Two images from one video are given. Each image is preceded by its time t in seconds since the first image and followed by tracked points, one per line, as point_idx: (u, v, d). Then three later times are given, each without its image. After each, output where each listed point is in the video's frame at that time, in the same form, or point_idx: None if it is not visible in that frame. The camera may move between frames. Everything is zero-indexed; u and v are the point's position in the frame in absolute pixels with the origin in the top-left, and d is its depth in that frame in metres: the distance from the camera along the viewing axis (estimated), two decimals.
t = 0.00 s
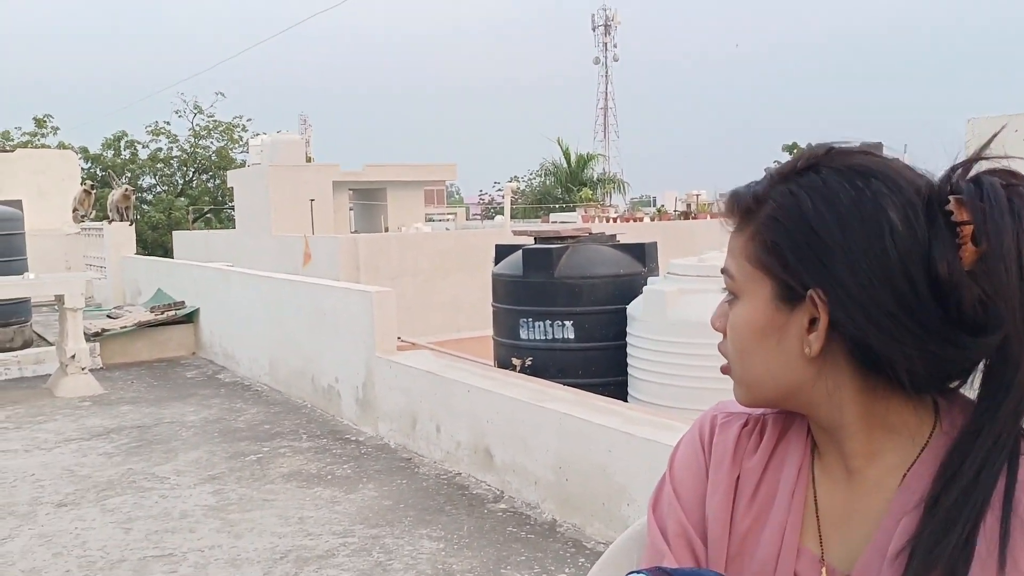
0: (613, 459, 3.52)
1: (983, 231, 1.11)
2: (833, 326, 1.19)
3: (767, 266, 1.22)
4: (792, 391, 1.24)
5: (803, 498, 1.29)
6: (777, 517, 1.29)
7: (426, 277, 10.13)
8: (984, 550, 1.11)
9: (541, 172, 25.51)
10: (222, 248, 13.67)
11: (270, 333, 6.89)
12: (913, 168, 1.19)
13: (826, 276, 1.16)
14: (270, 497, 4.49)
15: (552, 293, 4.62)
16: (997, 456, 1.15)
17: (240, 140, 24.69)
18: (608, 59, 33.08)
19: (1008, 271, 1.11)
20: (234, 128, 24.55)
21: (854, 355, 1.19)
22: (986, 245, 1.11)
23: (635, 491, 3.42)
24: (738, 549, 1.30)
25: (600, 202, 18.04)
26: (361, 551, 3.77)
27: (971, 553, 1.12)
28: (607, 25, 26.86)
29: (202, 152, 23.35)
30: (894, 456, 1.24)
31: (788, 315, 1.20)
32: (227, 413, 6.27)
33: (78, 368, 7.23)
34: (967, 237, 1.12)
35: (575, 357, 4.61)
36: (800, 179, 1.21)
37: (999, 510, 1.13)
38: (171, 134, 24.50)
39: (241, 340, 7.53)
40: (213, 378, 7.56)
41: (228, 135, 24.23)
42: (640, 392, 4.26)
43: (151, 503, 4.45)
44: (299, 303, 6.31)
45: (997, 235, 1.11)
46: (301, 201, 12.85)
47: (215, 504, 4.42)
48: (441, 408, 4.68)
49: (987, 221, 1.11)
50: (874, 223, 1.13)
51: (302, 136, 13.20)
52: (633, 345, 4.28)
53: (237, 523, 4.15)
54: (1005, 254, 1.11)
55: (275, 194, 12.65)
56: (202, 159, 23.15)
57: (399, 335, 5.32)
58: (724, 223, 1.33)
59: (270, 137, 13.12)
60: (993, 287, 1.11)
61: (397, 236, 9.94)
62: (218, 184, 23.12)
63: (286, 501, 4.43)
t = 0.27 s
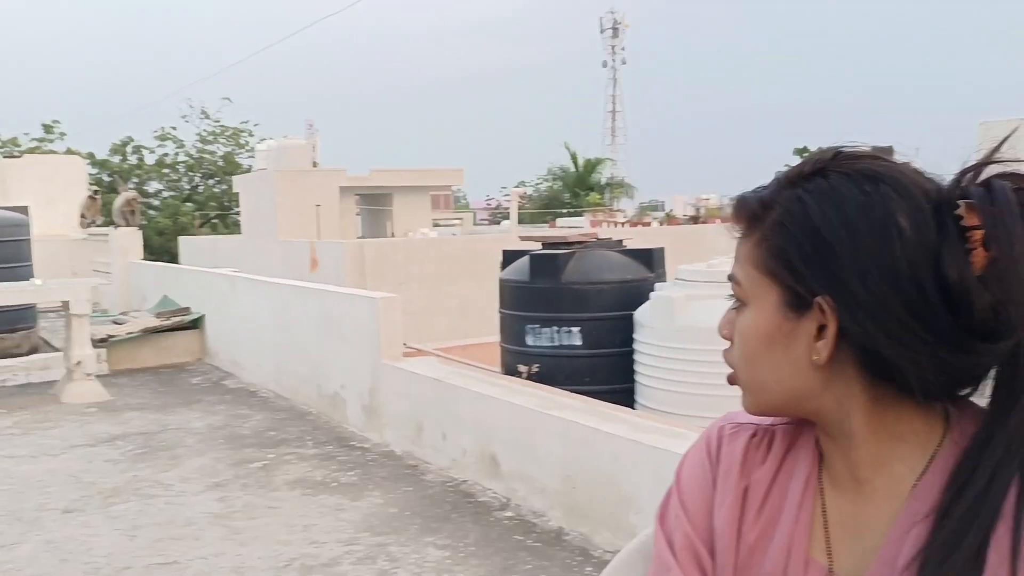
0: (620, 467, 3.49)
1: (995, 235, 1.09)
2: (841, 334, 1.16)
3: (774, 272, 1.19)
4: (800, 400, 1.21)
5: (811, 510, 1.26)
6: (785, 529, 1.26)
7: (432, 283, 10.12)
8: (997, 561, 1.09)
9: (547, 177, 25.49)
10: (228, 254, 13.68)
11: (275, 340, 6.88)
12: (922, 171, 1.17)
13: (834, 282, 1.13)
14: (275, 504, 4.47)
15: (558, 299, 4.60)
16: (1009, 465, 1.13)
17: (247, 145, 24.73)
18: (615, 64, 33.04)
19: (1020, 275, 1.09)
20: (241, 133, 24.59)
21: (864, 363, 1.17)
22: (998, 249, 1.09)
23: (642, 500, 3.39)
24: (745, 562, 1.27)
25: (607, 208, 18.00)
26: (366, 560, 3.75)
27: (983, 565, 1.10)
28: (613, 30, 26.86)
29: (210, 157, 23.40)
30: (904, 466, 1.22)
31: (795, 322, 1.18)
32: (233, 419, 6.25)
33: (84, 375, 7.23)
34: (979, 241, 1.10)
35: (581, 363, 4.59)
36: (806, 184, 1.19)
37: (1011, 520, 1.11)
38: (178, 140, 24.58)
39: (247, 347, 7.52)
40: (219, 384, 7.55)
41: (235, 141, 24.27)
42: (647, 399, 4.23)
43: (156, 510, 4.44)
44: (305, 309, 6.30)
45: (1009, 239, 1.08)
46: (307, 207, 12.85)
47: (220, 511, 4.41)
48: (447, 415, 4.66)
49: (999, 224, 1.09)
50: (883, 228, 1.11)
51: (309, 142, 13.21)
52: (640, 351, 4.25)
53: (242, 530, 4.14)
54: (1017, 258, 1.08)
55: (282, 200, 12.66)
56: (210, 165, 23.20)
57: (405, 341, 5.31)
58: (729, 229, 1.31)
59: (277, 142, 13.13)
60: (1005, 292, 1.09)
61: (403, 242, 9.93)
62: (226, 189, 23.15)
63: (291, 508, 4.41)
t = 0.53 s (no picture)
0: (630, 477, 3.48)
1: (1000, 249, 1.09)
2: (846, 350, 1.16)
3: (778, 289, 1.20)
4: (806, 417, 1.21)
5: (818, 526, 1.26)
6: (792, 547, 1.26)
7: (444, 292, 10.13)
8: None
9: (558, 185, 25.51)
10: (241, 264, 13.75)
11: (287, 349, 6.91)
12: (925, 187, 1.17)
13: (839, 299, 1.14)
14: (286, 514, 4.49)
15: (568, 308, 4.60)
16: (1016, 480, 1.12)
17: (260, 155, 24.87)
18: (627, 72, 33.04)
19: None
20: (254, 143, 24.73)
21: (869, 379, 1.17)
22: (1003, 264, 1.09)
23: (652, 510, 3.39)
24: None
25: (618, 216, 18.00)
26: (376, 570, 3.76)
27: None
28: (624, 38, 26.88)
29: (223, 167, 23.54)
30: (910, 482, 1.22)
31: (800, 338, 1.18)
32: (245, 429, 6.28)
33: (98, 385, 7.28)
34: (984, 255, 1.10)
35: (591, 373, 4.58)
36: (810, 201, 1.19)
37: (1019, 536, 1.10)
38: (192, 150, 24.75)
39: (259, 356, 7.55)
40: (231, 394, 7.58)
41: (248, 151, 24.40)
42: (657, 409, 4.22)
43: (168, 520, 4.46)
44: (316, 319, 6.32)
45: (1015, 254, 1.08)
46: (319, 216, 12.91)
47: (231, 521, 4.42)
48: (457, 425, 4.67)
49: (1004, 239, 1.09)
50: (887, 245, 1.12)
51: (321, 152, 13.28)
52: (650, 360, 4.25)
53: (253, 541, 4.15)
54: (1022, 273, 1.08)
55: (294, 209, 12.72)
56: (223, 175, 23.33)
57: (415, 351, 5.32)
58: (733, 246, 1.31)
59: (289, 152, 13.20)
60: (1010, 306, 1.09)
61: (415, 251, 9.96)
62: (238, 199, 23.28)
63: (302, 518, 4.42)
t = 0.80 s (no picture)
0: (638, 480, 3.50)
1: (992, 251, 1.10)
2: (842, 351, 1.16)
3: (774, 291, 1.21)
4: (803, 419, 1.21)
5: (815, 528, 1.25)
6: (790, 549, 1.25)
7: (454, 297, 10.18)
8: None
9: (568, 190, 25.56)
10: (253, 269, 13.84)
11: (298, 354, 6.95)
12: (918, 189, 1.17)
13: (834, 300, 1.14)
14: (297, 517, 4.52)
15: (576, 312, 4.62)
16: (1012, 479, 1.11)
17: (271, 162, 25.02)
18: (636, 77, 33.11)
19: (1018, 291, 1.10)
20: (266, 150, 24.88)
21: (865, 379, 1.17)
22: (995, 265, 1.10)
23: (659, 512, 3.40)
24: None
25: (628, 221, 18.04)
26: (385, 573, 3.78)
27: None
28: (632, 43, 26.95)
29: (235, 174, 23.69)
30: (908, 482, 1.20)
31: (797, 339, 1.18)
32: (256, 433, 6.32)
33: (111, 390, 7.34)
34: (976, 256, 1.11)
35: (600, 377, 4.60)
36: (804, 204, 1.20)
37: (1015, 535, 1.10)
38: (204, 157, 24.92)
39: (270, 361, 7.60)
40: (242, 399, 7.63)
41: (259, 158, 24.55)
42: (664, 412, 4.23)
43: (180, 523, 4.50)
44: (326, 324, 6.36)
45: (1006, 255, 1.09)
46: (331, 222, 12.98)
47: (242, 524, 4.45)
48: (466, 429, 4.69)
49: (995, 240, 1.10)
50: (881, 245, 1.12)
51: (332, 158, 13.36)
52: (658, 364, 4.26)
53: (264, 544, 4.18)
54: (1014, 274, 1.09)
55: (305, 216, 12.79)
56: (235, 182, 23.48)
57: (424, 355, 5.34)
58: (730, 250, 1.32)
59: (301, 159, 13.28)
60: (1003, 307, 1.10)
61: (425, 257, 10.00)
62: (250, 206, 23.42)
63: (312, 521, 4.45)
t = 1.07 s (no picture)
0: (585, 478, 3.52)
1: (924, 248, 1.13)
2: (782, 347, 1.19)
3: (716, 288, 1.23)
4: (744, 414, 1.23)
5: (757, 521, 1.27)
6: (732, 542, 1.27)
7: (404, 296, 10.13)
8: (934, 566, 1.08)
9: (518, 190, 25.63)
10: (198, 267, 13.61)
11: (243, 353, 6.86)
12: (853, 189, 1.21)
13: (773, 296, 1.16)
14: (241, 518, 4.46)
15: (525, 311, 4.63)
16: (944, 471, 1.13)
17: (218, 159, 24.63)
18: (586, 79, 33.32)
19: (949, 286, 1.12)
20: (212, 147, 24.48)
21: (805, 375, 1.19)
22: (928, 262, 1.13)
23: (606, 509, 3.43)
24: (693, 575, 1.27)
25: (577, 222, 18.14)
26: (332, 573, 3.75)
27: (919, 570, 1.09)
28: (583, 45, 27.12)
29: (180, 171, 23.27)
30: (845, 475, 1.23)
31: (738, 336, 1.21)
32: (200, 433, 6.22)
33: (49, 390, 7.16)
34: (909, 252, 1.14)
35: (548, 376, 4.62)
36: (745, 202, 1.23)
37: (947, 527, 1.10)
38: (148, 153, 24.43)
39: (215, 360, 7.49)
40: (186, 398, 7.51)
41: (205, 154, 24.15)
42: (612, 411, 4.27)
43: (120, 525, 4.41)
44: (273, 323, 6.29)
45: (936, 252, 1.12)
46: (279, 220, 12.83)
47: (184, 526, 4.38)
48: (414, 428, 4.68)
49: (927, 237, 1.13)
50: (818, 242, 1.15)
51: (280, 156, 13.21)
52: (606, 363, 4.29)
53: (207, 545, 4.12)
54: (944, 271, 1.12)
55: (253, 213, 12.62)
56: (180, 178, 23.07)
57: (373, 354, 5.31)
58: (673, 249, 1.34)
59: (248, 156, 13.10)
60: (934, 302, 1.12)
61: (375, 256, 9.94)
62: (196, 203, 23.04)
63: (257, 522, 4.40)
